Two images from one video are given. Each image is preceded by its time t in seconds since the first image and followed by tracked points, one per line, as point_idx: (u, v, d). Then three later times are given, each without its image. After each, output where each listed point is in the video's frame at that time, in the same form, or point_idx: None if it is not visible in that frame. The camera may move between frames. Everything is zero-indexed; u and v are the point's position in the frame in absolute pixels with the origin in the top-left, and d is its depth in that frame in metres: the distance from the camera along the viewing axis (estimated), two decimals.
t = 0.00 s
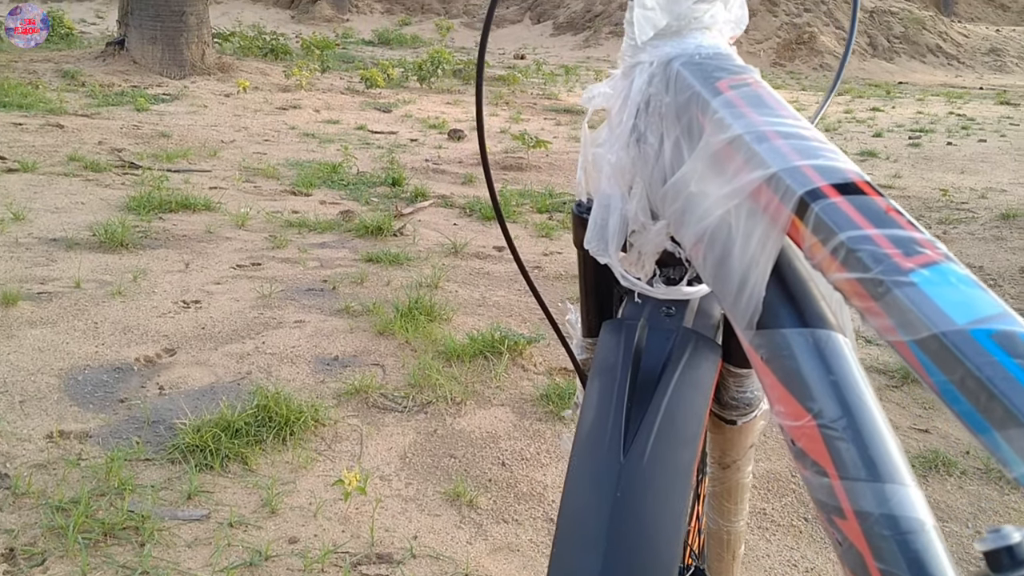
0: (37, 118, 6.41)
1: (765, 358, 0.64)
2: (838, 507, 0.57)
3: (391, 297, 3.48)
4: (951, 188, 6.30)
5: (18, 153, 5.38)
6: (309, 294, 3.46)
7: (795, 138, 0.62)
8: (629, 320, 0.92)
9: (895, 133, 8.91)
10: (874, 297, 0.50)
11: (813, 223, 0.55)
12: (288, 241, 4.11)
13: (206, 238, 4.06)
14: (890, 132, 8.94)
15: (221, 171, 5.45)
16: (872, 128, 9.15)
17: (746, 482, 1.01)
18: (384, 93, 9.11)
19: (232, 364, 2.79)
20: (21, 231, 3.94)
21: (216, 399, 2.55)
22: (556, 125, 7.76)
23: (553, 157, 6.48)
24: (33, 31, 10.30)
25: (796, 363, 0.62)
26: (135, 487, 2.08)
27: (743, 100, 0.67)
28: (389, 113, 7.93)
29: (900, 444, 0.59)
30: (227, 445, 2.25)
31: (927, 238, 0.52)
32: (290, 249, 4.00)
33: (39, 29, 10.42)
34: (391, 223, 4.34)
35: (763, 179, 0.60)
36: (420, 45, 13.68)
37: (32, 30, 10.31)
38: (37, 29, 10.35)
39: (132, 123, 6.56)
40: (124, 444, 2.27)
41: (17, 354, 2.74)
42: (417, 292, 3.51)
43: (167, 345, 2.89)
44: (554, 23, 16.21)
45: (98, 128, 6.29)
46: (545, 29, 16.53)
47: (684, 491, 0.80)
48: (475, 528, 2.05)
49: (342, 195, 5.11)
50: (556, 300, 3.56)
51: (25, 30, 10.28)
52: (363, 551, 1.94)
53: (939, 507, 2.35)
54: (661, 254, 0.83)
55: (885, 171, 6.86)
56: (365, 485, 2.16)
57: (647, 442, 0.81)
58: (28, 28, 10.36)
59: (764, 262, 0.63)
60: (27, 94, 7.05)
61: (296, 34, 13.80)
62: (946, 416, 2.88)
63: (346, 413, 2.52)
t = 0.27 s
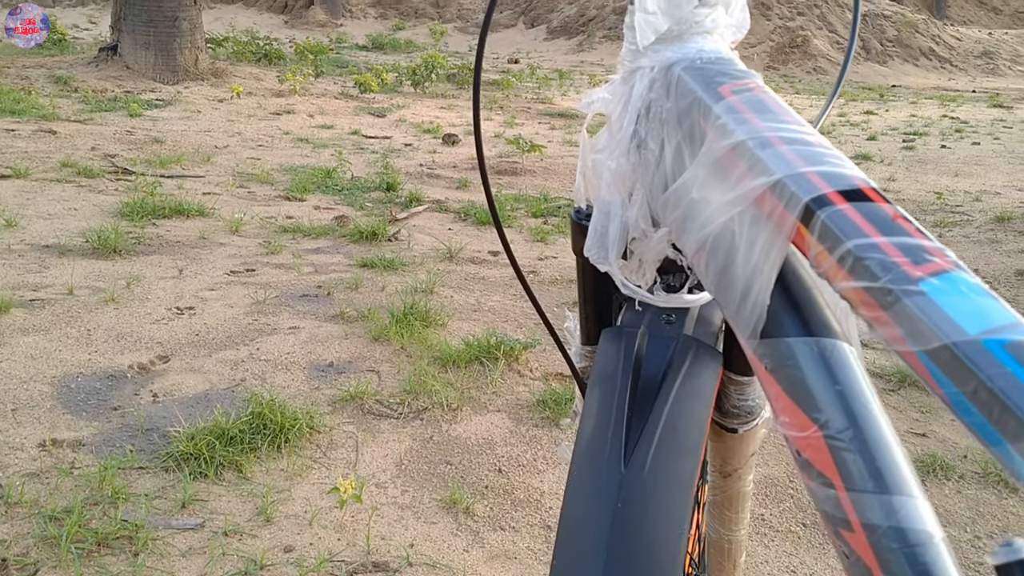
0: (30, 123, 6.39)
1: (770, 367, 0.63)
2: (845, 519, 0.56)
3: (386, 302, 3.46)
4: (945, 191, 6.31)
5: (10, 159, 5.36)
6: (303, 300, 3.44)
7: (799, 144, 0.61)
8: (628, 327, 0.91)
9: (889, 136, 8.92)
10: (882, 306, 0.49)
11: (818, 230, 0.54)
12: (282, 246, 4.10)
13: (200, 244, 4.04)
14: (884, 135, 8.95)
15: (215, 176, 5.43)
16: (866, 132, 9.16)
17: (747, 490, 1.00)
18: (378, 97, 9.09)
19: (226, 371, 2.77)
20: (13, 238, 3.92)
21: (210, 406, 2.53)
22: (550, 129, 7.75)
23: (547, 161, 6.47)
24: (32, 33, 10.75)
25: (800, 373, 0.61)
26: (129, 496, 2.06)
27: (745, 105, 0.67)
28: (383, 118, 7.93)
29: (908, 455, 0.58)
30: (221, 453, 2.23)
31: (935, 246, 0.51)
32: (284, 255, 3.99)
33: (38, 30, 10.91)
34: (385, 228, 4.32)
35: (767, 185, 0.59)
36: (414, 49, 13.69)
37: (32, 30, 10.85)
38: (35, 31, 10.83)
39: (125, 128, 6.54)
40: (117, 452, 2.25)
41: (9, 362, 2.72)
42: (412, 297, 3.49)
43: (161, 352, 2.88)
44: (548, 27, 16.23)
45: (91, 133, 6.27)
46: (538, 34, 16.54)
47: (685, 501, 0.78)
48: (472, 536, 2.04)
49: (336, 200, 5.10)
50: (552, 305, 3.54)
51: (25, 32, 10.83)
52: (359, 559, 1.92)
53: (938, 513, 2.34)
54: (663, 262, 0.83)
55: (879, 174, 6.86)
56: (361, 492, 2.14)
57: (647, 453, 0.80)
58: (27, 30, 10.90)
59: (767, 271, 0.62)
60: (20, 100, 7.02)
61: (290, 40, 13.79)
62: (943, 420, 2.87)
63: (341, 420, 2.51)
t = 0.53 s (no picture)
0: (26, 128, 6.37)
1: (775, 375, 0.62)
2: (855, 530, 0.55)
3: (383, 306, 3.45)
4: (941, 193, 6.31)
5: (6, 164, 5.34)
6: (300, 304, 3.43)
7: (805, 149, 0.60)
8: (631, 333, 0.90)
9: (885, 138, 8.92)
10: (893, 314, 0.48)
11: (826, 237, 0.53)
12: (279, 250, 4.08)
13: (196, 249, 4.03)
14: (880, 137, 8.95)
15: (211, 180, 5.42)
16: (862, 134, 9.16)
17: (749, 498, 0.99)
18: (374, 101, 9.08)
19: (223, 376, 2.76)
20: (9, 243, 3.91)
21: (207, 412, 2.52)
22: (547, 132, 7.74)
23: (544, 163, 6.46)
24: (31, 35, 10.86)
25: (808, 381, 0.60)
26: (125, 503, 2.05)
27: (750, 110, 0.66)
28: (380, 121, 7.92)
29: (917, 465, 0.57)
30: (218, 459, 2.22)
31: (946, 253, 0.50)
32: (281, 259, 3.98)
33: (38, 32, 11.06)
34: (382, 232, 4.31)
35: (774, 191, 0.58)
36: (410, 52, 13.69)
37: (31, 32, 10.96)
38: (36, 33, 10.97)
39: (121, 132, 6.53)
40: (114, 458, 2.24)
41: (5, 367, 2.71)
42: (409, 301, 3.48)
43: (158, 357, 2.86)
44: (544, 30, 16.23)
45: (87, 137, 6.26)
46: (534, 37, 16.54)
47: (689, 510, 0.77)
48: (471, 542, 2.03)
49: (333, 204, 5.08)
50: (549, 308, 3.53)
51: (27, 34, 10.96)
52: (357, 566, 1.91)
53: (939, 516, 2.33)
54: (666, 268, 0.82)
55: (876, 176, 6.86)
56: (359, 498, 2.13)
57: (650, 461, 0.79)
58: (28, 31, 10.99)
59: (774, 277, 0.61)
60: (15, 104, 7.01)
61: (285, 44, 13.78)
62: (942, 422, 2.86)
63: (338, 425, 2.50)
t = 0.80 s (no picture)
0: (15, 134, 6.34)
1: (782, 391, 0.60)
2: (866, 551, 0.53)
3: (376, 313, 3.43)
4: (934, 197, 6.31)
5: None
6: (292, 311, 3.41)
7: (812, 159, 0.59)
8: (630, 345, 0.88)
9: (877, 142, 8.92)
10: (905, 330, 0.47)
11: (835, 250, 0.52)
12: (270, 257, 4.06)
13: (187, 256, 4.00)
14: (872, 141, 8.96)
15: (202, 186, 5.39)
16: (854, 138, 9.17)
17: (750, 511, 0.97)
18: (366, 106, 9.06)
19: (214, 385, 2.73)
20: None
21: (199, 421, 2.50)
22: (539, 137, 7.73)
23: (537, 169, 6.44)
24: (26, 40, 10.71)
25: (816, 397, 0.58)
26: (115, 514, 2.03)
27: (755, 118, 0.64)
28: (371, 127, 7.89)
29: (928, 483, 0.55)
30: (210, 469, 2.20)
31: (960, 266, 0.48)
32: (273, 266, 3.95)
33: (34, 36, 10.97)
34: (375, 238, 4.29)
35: (781, 202, 0.57)
36: (402, 57, 13.67)
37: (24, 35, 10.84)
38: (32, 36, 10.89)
39: (112, 139, 6.50)
40: (104, 469, 2.21)
41: None
42: (402, 308, 3.46)
43: (148, 365, 2.84)
44: (535, 35, 16.24)
45: (77, 144, 6.22)
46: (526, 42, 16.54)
47: (689, 526, 0.76)
48: (465, 552, 2.01)
49: (325, 210, 5.06)
50: (543, 314, 3.52)
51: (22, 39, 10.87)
52: None
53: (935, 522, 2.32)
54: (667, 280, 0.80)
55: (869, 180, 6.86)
56: (352, 508, 2.11)
57: (650, 476, 0.77)
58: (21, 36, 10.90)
59: (780, 290, 0.60)
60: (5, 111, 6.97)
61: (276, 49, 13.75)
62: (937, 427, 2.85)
63: (331, 434, 2.47)
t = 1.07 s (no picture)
0: (10, 138, 6.31)
1: (786, 402, 0.59)
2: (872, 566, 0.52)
3: (372, 316, 3.42)
4: (929, 199, 6.31)
5: None
6: (287, 315, 3.39)
7: (817, 165, 0.58)
8: (629, 352, 0.87)
9: (871, 144, 8.93)
10: (914, 341, 0.46)
11: (842, 258, 0.51)
12: (265, 261, 4.05)
13: (181, 259, 3.99)
14: (867, 143, 8.96)
15: (197, 189, 5.37)
16: (849, 140, 9.18)
17: (751, 519, 0.96)
18: (361, 109, 9.05)
19: (209, 390, 2.71)
20: None
21: (193, 426, 2.48)
22: (534, 139, 7.72)
23: (532, 171, 6.43)
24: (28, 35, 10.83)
25: (822, 408, 0.57)
26: (110, 520, 2.01)
27: (758, 123, 0.64)
28: (367, 129, 7.88)
29: (936, 495, 0.54)
30: (205, 475, 2.18)
31: (968, 274, 0.47)
32: (268, 269, 3.94)
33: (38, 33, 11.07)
34: (371, 241, 4.28)
35: (784, 208, 0.56)
36: (397, 60, 13.66)
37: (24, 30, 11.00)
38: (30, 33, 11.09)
39: (106, 142, 6.48)
40: (98, 475, 2.20)
41: None
42: (397, 311, 3.45)
43: (143, 370, 2.82)
44: (531, 38, 16.24)
45: (71, 147, 6.21)
46: (521, 44, 16.53)
47: (690, 537, 0.75)
48: (462, 558, 2.00)
49: (320, 213, 5.05)
50: (539, 317, 3.51)
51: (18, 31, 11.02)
52: None
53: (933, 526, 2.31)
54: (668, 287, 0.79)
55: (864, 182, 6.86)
56: (348, 514, 2.10)
57: (651, 485, 0.76)
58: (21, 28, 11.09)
59: (784, 299, 0.59)
60: None
61: (271, 52, 13.74)
62: (934, 430, 2.84)
63: (327, 439, 2.46)
